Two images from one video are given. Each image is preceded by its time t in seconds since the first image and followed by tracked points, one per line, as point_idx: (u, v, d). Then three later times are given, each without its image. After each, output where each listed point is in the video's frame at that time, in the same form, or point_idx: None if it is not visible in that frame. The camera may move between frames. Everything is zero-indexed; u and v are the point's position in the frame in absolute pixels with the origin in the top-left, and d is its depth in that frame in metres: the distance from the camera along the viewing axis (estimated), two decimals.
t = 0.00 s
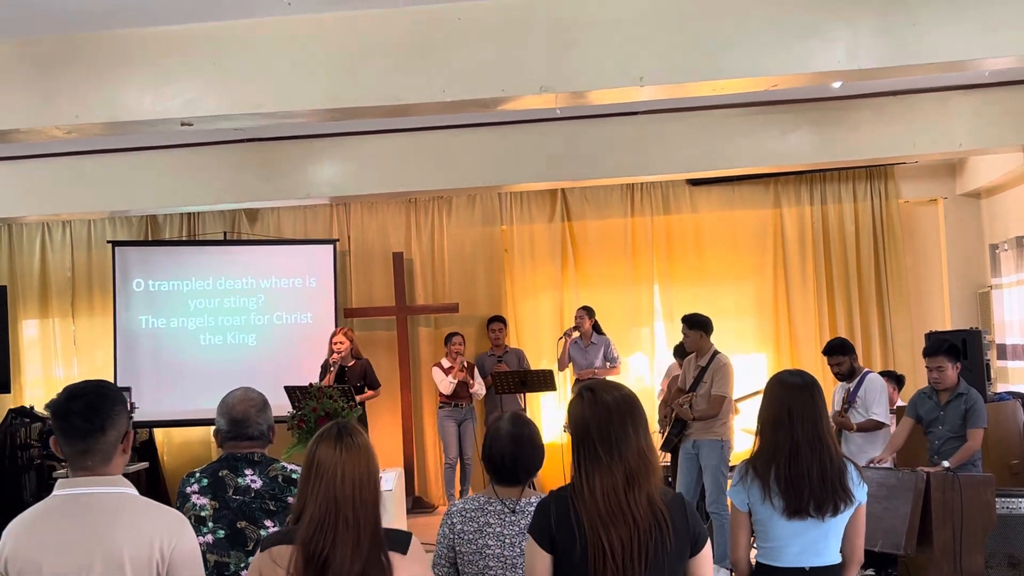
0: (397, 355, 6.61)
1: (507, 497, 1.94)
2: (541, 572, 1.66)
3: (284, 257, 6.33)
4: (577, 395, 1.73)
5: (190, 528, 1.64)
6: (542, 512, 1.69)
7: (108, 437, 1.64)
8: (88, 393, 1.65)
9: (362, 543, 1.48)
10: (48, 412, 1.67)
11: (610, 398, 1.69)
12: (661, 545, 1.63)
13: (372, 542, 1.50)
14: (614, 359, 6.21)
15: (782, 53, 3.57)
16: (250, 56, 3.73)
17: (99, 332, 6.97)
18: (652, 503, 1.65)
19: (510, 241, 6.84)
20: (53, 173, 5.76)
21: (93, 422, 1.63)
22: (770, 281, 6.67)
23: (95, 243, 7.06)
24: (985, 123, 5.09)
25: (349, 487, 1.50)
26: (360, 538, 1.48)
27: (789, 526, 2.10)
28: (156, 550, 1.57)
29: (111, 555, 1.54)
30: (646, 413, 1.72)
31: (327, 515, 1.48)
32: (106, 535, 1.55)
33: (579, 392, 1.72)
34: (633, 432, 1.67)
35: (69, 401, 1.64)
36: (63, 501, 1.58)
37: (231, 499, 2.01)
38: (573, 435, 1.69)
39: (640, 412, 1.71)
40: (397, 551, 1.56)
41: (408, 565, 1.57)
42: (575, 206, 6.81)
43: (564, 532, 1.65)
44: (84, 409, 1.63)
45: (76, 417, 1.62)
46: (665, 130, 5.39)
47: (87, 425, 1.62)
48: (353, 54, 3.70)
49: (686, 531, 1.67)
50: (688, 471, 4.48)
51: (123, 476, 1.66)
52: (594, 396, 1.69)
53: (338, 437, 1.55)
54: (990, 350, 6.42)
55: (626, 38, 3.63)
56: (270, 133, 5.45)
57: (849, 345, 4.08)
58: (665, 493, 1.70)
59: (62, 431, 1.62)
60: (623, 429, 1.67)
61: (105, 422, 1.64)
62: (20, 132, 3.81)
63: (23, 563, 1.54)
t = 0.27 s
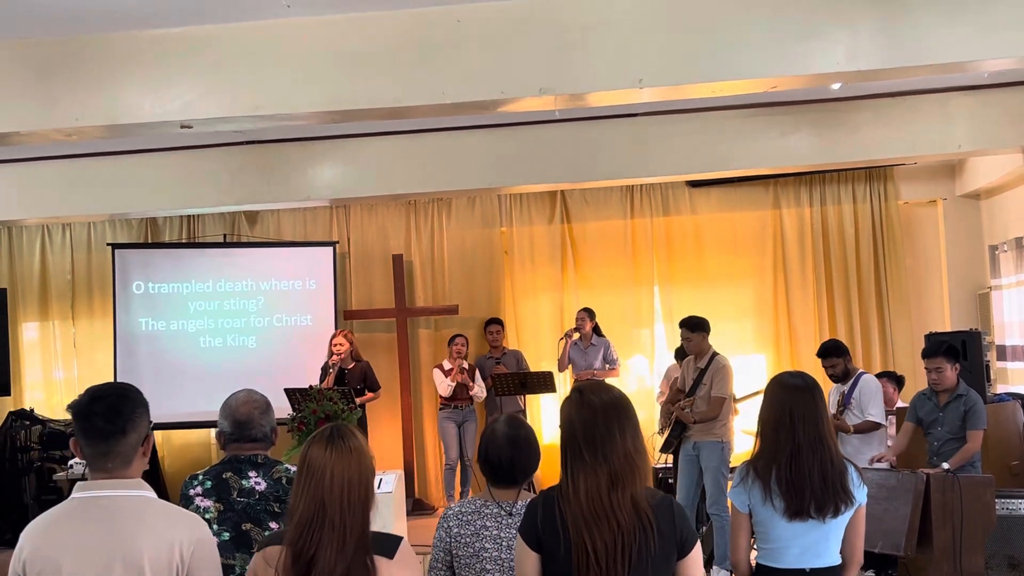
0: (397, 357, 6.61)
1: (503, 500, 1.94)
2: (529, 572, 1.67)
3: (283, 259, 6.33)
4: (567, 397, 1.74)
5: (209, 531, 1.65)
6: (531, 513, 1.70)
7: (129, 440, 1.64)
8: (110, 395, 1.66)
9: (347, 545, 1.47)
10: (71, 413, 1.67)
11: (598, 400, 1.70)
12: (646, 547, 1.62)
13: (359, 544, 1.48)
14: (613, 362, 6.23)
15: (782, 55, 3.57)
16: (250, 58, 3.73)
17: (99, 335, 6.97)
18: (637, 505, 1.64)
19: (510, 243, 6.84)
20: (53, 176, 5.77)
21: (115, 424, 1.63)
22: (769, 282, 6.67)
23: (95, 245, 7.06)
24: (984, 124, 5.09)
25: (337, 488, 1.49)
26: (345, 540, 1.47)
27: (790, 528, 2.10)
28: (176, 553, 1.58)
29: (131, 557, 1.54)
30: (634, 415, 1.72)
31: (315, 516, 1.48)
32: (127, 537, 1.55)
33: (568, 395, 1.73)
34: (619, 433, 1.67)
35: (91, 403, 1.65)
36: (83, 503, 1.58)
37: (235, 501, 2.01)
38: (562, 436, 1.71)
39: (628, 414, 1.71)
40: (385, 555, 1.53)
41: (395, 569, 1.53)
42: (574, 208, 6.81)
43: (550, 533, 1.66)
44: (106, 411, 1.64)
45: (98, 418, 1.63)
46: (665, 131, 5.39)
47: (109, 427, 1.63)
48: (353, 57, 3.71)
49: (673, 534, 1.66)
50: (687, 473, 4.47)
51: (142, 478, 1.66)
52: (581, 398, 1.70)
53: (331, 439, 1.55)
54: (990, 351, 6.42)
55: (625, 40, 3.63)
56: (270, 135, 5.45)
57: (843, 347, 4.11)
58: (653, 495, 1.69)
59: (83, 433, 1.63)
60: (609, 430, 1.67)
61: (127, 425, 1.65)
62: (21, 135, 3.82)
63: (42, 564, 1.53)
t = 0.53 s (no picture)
0: (397, 360, 6.60)
1: (490, 502, 1.95)
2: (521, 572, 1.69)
3: (283, 261, 6.34)
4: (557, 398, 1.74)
5: (218, 536, 1.65)
6: (521, 513, 1.71)
7: (142, 445, 1.64)
8: (126, 399, 1.66)
9: (348, 547, 1.47)
10: (86, 414, 1.67)
11: (587, 402, 1.69)
12: (634, 548, 1.62)
13: (360, 546, 1.48)
14: (614, 365, 6.24)
15: (780, 57, 3.58)
16: (249, 61, 3.74)
17: (99, 338, 6.97)
18: (625, 507, 1.64)
19: (510, 245, 6.84)
20: (53, 179, 5.76)
21: (129, 429, 1.63)
22: (769, 284, 6.68)
23: (95, 248, 7.07)
24: (983, 125, 5.10)
25: (338, 490, 1.49)
26: (346, 541, 1.47)
27: (788, 529, 2.10)
28: (185, 558, 1.58)
29: (140, 561, 1.54)
30: (625, 416, 1.71)
31: (316, 517, 1.48)
32: (137, 540, 1.55)
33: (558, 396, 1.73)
34: (607, 435, 1.67)
35: (106, 405, 1.65)
36: (94, 505, 1.58)
37: (238, 503, 2.01)
38: (552, 437, 1.71)
39: (618, 416, 1.70)
40: (386, 557, 1.52)
41: (398, 571, 1.52)
42: (573, 210, 6.81)
43: (539, 533, 1.67)
44: (121, 415, 1.63)
45: (113, 422, 1.62)
46: (664, 133, 5.40)
47: (122, 431, 1.62)
48: (351, 59, 3.71)
49: (662, 535, 1.65)
50: (688, 475, 4.47)
51: (152, 484, 1.65)
52: (570, 399, 1.70)
53: (333, 440, 1.54)
54: (989, 352, 6.43)
55: (623, 42, 3.64)
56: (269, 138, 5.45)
57: (830, 349, 4.12)
58: (643, 496, 1.68)
59: (97, 435, 1.63)
60: (597, 432, 1.67)
61: (140, 429, 1.65)
62: (21, 138, 3.82)
63: (52, 565, 1.54)
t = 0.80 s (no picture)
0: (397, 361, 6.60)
1: (479, 502, 1.94)
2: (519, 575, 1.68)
3: (282, 263, 6.34)
4: (552, 400, 1.74)
5: (214, 539, 1.64)
6: (518, 516, 1.71)
7: (138, 449, 1.64)
8: (121, 403, 1.66)
9: (362, 547, 1.48)
10: (81, 416, 1.67)
11: (582, 404, 1.70)
12: (633, 548, 1.62)
13: (373, 546, 1.49)
14: (614, 366, 6.23)
15: (778, 58, 3.58)
16: (247, 63, 3.74)
17: (98, 340, 6.97)
18: (623, 507, 1.64)
19: (509, 246, 6.84)
20: (52, 181, 5.76)
21: (125, 433, 1.63)
22: (768, 285, 6.68)
23: (94, 250, 7.07)
24: (981, 126, 5.10)
25: (351, 491, 1.50)
26: (360, 542, 1.48)
27: (785, 530, 2.10)
28: (180, 561, 1.57)
29: (135, 563, 1.53)
30: (620, 417, 1.72)
31: (330, 519, 1.49)
32: (133, 542, 1.55)
33: (553, 398, 1.74)
34: (604, 436, 1.67)
35: (102, 409, 1.64)
36: (91, 507, 1.58)
37: (238, 505, 2.01)
38: (547, 439, 1.71)
39: (613, 417, 1.71)
40: (401, 556, 1.53)
41: (413, 570, 1.53)
42: (572, 211, 6.81)
43: (537, 535, 1.67)
44: (117, 419, 1.63)
45: (109, 426, 1.62)
46: (663, 135, 5.40)
47: (118, 435, 1.62)
48: (350, 61, 3.72)
49: (661, 535, 1.65)
50: (687, 476, 4.47)
51: (149, 487, 1.65)
52: (566, 401, 1.70)
53: (343, 441, 1.55)
54: (988, 353, 6.44)
55: (621, 44, 3.64)
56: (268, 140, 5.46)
57: (819, 352, 4.11)
58: (640, 496, 1.69)
59: (93, 438, 1.63)
60: (593, 433, 1.67)
61: (136, 434, 1.64)
62: (19, 140, 3.82)
63: (47, 566, 1.54)
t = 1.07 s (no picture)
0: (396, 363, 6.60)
1: (467, 504, 1.94)
2: None
3: (280, 265, 6.33)
4: (551, 404, 1.74)
5: (198, 544, 1.63)
6: (521, 521, 1.70)
7: (120, 449, 1.64)
8: (103, 404, 1.66)
9: (391, 549, 1.50)
10: (62, 420, 1.67)
11: (583, 406, 1.69)
12: (641, 549, 1.63)
13: (400, 548, 1.52)
14: (613, 367, 6.33)
15: (776, 59, 3.58)
16: (245, 65, 3.74)
17: (97, 342, 6.96)
18: (628, 508, 1.64)
19: (508, 248, 6.84)
20: (50, 183, 5.76)
21: (108, 433, 1.63)
22: (767, 286, 6.68)
23: (93, 252, 7.07)
24: (978, 127, 5.10)
25: (377, 494, 1.52)
26: (388, 545, 1.50)
27: (781, 532, 2.10)
28: (162, 564, 1.56)
29: (117, 565, 1.53)
30: (620, 418, 1.72)
31: (357, 523, 1.50)
32: (115, 545, 1.54)
33: (553, 402, 1.73)
34: (606, 439, 1.67)
35: (84, 411, 1.65)
36: (74, 510, 1.58)
37: (234, 508, 2.01)
38: (549, 444, 1.70)
39: (614, 419, 1.71)
40: (426, 556, 1.58)
41: (438, 569, 1.58)
42: (571, 213, 6.81)
43: (544, 540, 1.66)
44: (99, 420, 1.64)
45: (91, 428, 1.63)
46: (661, 136, 5.40)
47: (100, 436, 1.63)
48: (348, 63, 3.72)
49: (667, 535, 1.66)
50: (686, 478, 4.46)
51: (132, 488, 1.65)
52: (566, 404, 1.70)
53: (364, 444, 1.56)
54: (986, 354, 6.44)
55: (619, 45, 3.64)
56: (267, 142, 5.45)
57: (805, 356, 4.09)
58: (644, 497, 1.69)
59: (75, 440, 1.63)
60: (596, 436, 1.67)
61: (119, 434, 1.65)
62: (17, 142, 3.82)
63: (28, 568, 1.53)
